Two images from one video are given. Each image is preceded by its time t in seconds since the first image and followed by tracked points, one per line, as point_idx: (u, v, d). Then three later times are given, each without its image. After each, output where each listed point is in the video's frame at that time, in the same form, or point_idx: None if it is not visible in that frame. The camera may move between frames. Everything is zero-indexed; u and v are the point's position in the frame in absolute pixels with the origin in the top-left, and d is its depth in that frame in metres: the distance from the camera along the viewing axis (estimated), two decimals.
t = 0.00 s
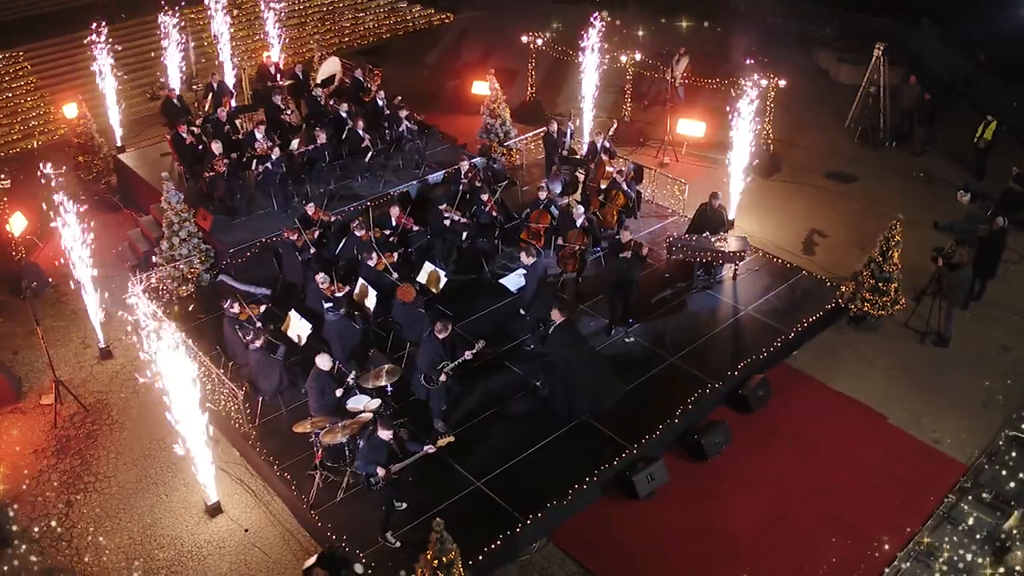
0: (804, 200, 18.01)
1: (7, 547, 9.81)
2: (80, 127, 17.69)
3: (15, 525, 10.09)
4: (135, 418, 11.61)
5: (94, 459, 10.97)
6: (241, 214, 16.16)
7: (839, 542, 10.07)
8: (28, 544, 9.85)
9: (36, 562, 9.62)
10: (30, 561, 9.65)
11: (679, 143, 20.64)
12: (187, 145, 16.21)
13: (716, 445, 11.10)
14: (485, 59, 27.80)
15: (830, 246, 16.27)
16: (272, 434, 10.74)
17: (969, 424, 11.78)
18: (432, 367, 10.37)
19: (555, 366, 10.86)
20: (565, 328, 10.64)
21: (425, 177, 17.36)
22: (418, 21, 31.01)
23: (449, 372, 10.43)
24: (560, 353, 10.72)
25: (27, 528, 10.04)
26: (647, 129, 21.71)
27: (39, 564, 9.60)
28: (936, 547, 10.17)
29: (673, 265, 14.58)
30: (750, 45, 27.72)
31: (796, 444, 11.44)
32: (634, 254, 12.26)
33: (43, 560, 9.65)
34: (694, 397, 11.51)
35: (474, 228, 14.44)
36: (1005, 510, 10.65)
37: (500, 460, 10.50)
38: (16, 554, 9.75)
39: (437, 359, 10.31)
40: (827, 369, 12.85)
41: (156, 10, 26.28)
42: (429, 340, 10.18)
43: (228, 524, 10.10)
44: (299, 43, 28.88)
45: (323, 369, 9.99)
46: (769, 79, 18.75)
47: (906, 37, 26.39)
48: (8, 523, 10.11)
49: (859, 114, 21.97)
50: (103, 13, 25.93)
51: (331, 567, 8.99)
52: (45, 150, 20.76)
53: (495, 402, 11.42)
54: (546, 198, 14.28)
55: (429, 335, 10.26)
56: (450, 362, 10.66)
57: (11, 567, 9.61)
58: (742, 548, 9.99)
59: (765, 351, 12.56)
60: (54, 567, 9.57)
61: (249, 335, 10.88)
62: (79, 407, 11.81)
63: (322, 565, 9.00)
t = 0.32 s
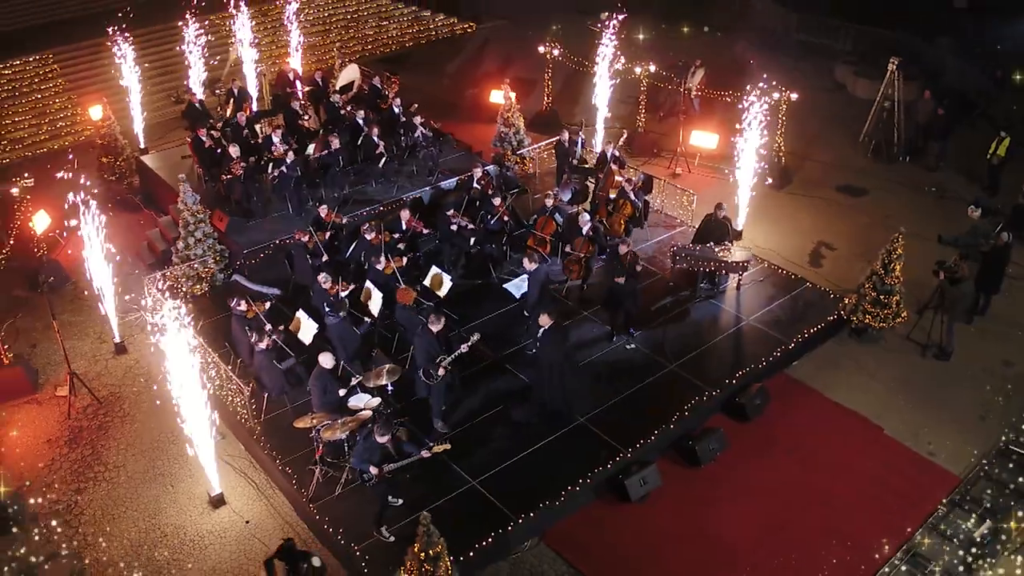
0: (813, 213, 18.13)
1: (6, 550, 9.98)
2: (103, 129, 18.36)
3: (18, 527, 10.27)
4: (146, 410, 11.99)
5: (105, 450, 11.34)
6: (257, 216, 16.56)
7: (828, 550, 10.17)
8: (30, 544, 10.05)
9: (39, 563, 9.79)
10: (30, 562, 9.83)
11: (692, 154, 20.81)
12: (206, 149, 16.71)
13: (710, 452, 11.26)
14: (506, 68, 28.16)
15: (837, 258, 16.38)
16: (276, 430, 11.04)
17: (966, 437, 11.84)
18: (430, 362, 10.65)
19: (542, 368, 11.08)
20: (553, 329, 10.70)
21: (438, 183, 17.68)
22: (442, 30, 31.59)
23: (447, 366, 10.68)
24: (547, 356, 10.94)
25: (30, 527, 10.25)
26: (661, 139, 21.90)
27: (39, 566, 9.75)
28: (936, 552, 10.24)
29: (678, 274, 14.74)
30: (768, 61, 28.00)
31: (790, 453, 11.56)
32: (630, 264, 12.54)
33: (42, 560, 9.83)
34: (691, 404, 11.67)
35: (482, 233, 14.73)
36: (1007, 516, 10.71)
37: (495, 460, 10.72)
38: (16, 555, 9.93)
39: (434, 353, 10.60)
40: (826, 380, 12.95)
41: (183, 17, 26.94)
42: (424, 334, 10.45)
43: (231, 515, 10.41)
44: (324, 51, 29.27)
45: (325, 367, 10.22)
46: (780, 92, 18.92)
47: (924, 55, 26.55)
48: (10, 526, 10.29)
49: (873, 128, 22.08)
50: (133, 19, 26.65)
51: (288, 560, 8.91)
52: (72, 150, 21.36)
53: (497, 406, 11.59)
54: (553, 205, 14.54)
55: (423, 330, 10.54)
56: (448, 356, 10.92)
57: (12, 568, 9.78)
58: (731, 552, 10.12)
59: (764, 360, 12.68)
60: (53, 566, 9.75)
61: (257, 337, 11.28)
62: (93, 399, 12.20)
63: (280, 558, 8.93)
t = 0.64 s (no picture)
0: (820, 223, 18.28)
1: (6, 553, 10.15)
2: (126, 130, 18.87)
3: (17, 532, 10.40)
4: (157, 402, 12.38)
5: (115, 439, 11.73)
6: (272, 217, 16.95)
7: (818, 554, 10.29)
8: (30, 546, 10.21)
9: (39, 562, 9.98)
10: (29, 564, 9.99)
11: (704, 164, 21.00)
12: (224, 150, 17.22)
13: (703, 455, 11.43)
14: (524, 76, 28.50)
15: (843, 268, 16.52)
16: (279, 423, 11.36)
17: (962, 446, 11.93)
18: (428, 356, 11.00)
19: (535, 368, 11.12)
20: (547, 333, 10.72)
21: (450, 188, 17.96)
22: (463, 38, 32.05)
23: (445, 359, 11.00)
24: (545, 356, 10.98)
25: (27, 531, 10.38)
26: (674, 148, 22.10)
27: (39, 568, 9.93)
28: (946, 551, 10.51)
29: (681, 280, 14.91)
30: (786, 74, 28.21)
31: (784, 459, 11.69)
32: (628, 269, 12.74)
33: (42, 561, 10.01)
34: (687, 408, 11.85)
35: (489, 238, 14.94)
36: (1008, 517, 11.11)
37: (491, 457, 10.95)
38: (15, 557, 10.10)
39: (432, 348, 10.98)
40: (825, 388, 13.07)
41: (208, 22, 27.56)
42: (420, 330, 10.86)
43: (234, 505, 10.73)
44: (346, 57, 29.80)
45: (328, 363, 10.46)
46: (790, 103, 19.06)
47: (941, 70, 26.68)
48: (9, 530, 10.44)
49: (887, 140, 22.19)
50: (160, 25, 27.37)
51: (252, 548, 8.79)
52: (97, 150, 21.95)
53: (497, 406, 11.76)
54: (558, 211, 14.84)
55: (421, 326, 10.91)
56: (444, 351, 11.29)
57: (11, 569, 9.95)
58: (721, 553, 10.27)
59: (761, 367, 12.83)
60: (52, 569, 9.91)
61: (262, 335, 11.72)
62: (106, 391, 12.62)
63: (244, 545, 8.79)
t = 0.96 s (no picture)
0: (825, 236, 18.44)
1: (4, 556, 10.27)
2: (145, 132, 19.31)
3: (18, 533, 10.57)
4: (164, 398, 12.75)
5: (124, 433, 12.10)
6: (283, 220, 17.32)
7: (804, 563, 10.42)
8: (30, 548, 10.39)
9: (40, 564, 10.18)
10: (29, 565, 10.17)
11: (712, 174, 21.18)
12: (238, 154, 17.62)
13: (695, 462, 11.61)
14: (539, 84, 28.82)
15: (845, 280, 16.69)
16: (281, 421, 11.68)
17: (955, 457, 12.03)
18: (427, 359, 11.27)
19: (527, 372, 11.34)
20: (537, 340, 11.11)
21: (458, 195, 18.26)
22: (481, 45, 32.43)
23: (443, 362, 11.26)
24: (538, 359, 11.28)
25: (25, 535, 10.53)
26: (685, 157, 22.24)
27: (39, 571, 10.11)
28: (945, 556, 10.57)
29: (682, 289, 15.10)
30: (799, 87, 28.37)
31: (776, 467, 11.85)
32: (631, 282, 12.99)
33: (42, 563, 10.20)
34: (680, 415, 12.04)
35: (494, 244, 15.28)
36: (1008, 518, 11.10)
37: (486, 459, 11.19)
38: (14, 561, 10.22)
39: (430, 351, 11.23)
40: (821, 398, 13.20)
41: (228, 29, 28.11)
42: (420, 333, 11.11)
43: (235, 499, 11.05)
44: (364, 63, 30.23)
45: (328, 363, 10.80)
46: (796, 114, 19.26)
47: (955, 83, 26.73)
48: (8, 532, 10.58)
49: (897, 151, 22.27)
50: (182, 31, 27.99)
51: (220, 542, 8.94)
52: (117, 152, 22.53)
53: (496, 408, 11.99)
54: (563, 219, 15.09)
55: (420, 329, 11.18)
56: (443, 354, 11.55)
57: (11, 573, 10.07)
58: (709, 558, 10.43)
59: (756, 376, 13.00)
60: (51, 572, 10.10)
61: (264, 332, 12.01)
62: (117, 386, 13.01)
63: (213, 539, 8.98)
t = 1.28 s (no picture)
0: (829, 252, 18.58)
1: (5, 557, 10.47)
2: (159, 140, 19.77)
3: (16, 537, 10.73)
4: (169, 402, 13.08)
5: (129, 435, 12.44)
6: (291, 229, 17.67)
7: None
8: (30, 549, 10.60)
9: (40, 563, 10.41)
10: (29, 567, 10.37)
11: (718, 189, 21.35)
12: (250, 164, 17.99)
13: (685, 474, 11.78)
14: (551, 96, 29.09)
15: (845, 296, 16.82)
16: (280, 426, 11.97)
17: (945, 475, 12.12)
18: (424, 370, 11.52)
19: (517, 383, 11.60)
20: (525, 352, 11.33)
21: (465, 206, 18.54)
22: (496, 57, 32.81)
23: (439, 374, 11.56)
24: (527, 370, 11.52)
25: (25, 537, 10.73)
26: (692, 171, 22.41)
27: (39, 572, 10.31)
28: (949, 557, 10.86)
29: (681, 302, 15.26)
30: (811, 103, 28.53)
31: (767, 481, 11.99)
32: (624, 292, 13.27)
33: (42, 564, 10.42)
34: (672, 428, 12.21)
35: (497, 256, 15.51)
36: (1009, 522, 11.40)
37: (478, 467, 11.42)
38: (15, 562, 10.40)
39: (427, 363, 11.46)
40: (815, 413, 13.33)
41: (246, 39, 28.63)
42: (417, 344, 11.39)
43: (233, 501, 11.35)
44: (380, 73, 30.68)
45: (326, 371, 11.08)
46: (801, 130, 19.39)
47: (967, 99, 26.80)
48: (9, 533, 10.77)
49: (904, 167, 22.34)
50: (201, 40, 28.58)
51: (190, 545, 9.23)
52: (133, 159, 23.06)
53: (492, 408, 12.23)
54: (564, 231, 15.38)
55: (418, 340, 11.46)
56: (440, 365, 11.80)
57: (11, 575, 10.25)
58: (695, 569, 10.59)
59: (750, 391, 13.15)
60: (51, 572, 10.33)
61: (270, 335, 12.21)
62: (124, 389, 13.36)
63: (185, 543, 9.26)
